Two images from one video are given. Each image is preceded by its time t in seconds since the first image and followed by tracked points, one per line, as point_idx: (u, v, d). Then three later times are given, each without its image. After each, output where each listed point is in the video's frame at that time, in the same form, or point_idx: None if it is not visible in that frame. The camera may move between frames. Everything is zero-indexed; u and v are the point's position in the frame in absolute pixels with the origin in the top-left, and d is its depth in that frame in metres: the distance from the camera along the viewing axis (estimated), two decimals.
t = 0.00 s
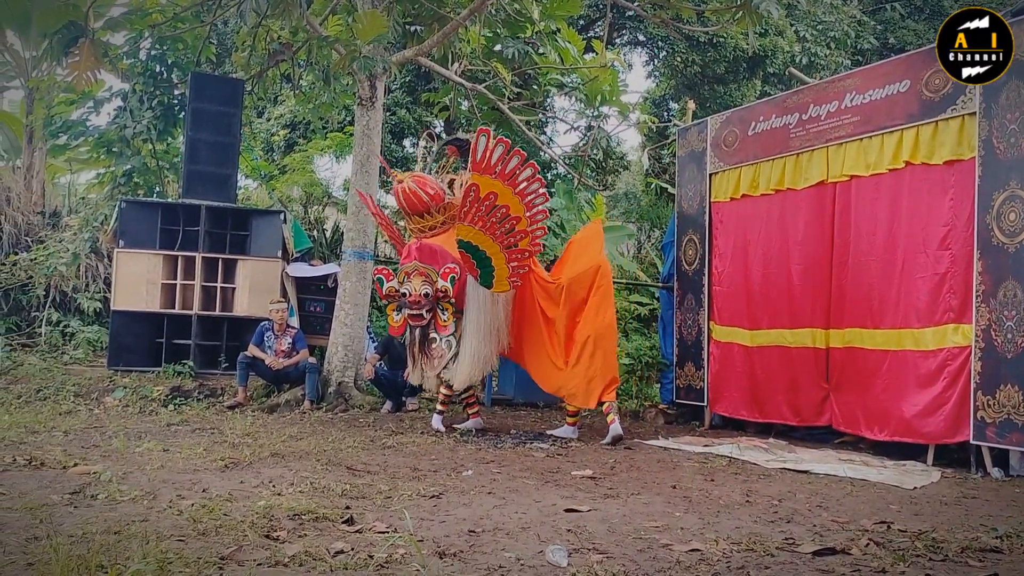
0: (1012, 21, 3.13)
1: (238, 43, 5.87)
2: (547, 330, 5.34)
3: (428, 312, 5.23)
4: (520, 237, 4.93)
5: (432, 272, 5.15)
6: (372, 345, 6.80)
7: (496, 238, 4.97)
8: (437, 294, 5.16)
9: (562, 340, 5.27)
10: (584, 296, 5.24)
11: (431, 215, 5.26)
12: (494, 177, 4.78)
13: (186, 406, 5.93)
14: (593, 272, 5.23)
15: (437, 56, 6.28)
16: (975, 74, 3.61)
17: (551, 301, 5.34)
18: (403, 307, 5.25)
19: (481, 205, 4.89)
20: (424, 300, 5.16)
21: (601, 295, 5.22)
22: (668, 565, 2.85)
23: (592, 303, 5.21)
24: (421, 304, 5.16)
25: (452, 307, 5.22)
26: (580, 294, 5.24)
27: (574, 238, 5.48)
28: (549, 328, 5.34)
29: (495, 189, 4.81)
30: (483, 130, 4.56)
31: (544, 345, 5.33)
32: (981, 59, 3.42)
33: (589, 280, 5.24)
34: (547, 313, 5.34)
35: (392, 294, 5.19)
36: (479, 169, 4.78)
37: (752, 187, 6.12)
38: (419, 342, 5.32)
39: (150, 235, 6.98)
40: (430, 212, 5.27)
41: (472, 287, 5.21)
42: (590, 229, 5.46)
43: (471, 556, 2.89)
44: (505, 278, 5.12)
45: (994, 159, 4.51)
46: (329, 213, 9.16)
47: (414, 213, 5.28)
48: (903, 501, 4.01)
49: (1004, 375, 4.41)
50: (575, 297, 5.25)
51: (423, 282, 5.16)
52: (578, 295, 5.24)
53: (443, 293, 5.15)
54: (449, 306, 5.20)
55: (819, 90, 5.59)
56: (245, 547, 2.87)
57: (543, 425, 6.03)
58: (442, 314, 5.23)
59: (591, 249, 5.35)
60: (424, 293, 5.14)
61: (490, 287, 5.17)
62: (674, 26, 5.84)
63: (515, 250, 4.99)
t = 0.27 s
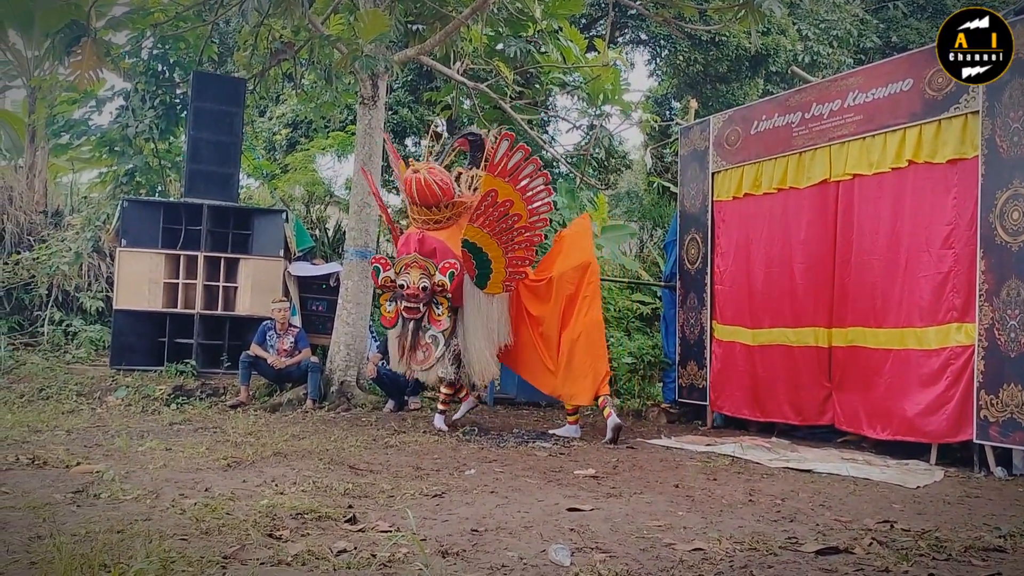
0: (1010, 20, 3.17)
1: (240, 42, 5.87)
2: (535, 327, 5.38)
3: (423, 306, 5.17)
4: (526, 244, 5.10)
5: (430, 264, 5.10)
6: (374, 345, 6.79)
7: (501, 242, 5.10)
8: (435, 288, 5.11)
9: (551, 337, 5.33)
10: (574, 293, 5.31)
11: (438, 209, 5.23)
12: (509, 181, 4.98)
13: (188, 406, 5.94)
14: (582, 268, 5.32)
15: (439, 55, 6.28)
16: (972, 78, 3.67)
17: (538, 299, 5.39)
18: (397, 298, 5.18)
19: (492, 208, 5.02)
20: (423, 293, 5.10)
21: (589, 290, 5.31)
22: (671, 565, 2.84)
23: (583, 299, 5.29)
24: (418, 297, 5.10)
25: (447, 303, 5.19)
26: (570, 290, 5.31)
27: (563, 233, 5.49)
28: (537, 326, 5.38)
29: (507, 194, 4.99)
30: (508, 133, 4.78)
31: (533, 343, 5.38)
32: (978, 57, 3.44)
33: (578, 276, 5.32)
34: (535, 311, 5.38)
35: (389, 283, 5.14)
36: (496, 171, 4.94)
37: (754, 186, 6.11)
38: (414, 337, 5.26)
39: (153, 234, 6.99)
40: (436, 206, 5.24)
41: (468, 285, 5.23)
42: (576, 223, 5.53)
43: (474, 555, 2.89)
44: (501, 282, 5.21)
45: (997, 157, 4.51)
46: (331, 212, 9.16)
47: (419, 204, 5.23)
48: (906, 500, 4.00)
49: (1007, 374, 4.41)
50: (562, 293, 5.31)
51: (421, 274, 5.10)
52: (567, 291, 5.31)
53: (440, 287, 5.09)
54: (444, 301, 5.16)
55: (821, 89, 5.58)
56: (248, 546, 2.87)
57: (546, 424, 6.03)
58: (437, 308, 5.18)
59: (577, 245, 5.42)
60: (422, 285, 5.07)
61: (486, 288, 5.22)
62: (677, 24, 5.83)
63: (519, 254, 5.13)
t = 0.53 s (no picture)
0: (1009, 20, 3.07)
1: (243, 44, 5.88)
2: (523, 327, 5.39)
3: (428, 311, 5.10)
4: (529, 250, 5.24)
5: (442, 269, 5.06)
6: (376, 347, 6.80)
7: (507, 246, 5.26)
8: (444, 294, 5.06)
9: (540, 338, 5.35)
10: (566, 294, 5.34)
11: (446, 213, 5.15)
12: (514, 186, 5.16)
13: (191, 407, 5.95)
14: (575, 271, 5.36)
15: (441, 56, 6.29)
16: (975, 78, 3.52)
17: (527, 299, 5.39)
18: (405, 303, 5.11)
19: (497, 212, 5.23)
20: (436, 298, 5.05)
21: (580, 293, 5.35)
22: (674, 566, 2.84)
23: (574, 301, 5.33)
24: (431, 302, 5.04)
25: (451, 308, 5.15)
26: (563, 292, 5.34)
27: (556, 235, 5.50)
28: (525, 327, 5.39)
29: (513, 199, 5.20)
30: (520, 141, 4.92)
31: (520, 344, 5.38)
32: (979, 60, 3.32)
33: (571, 278, 5.35)
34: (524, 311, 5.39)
35: (400, 287, 5.08)
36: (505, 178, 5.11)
37: (756, 187, 6.11)
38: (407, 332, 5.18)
39: (155, 236, 7.00)
40: (442, 210, 5.14)
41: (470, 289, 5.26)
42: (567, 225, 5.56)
43: (476, 556, 2.89)
44: (503, 287, 5.28)
45: (999, 159, 4.51)
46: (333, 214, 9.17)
47: (426, 208, 5.13)
48: (909, 501, 4.00)
49: (1009, 375, 4.40)
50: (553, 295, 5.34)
51: (431, 279, 5.06)
52: (560, 293, 5.33)
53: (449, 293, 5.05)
54: (450, 307, 5.12)
55: (823, 90, 5.58)
56: (251, 547, 2.88)
57: (548, 425, 6.03)
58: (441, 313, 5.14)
59: (569, 246, 5.45)
60: (435, 290, 5.02)
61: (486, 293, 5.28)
62: (679, 26, 5.84)
63: (523, 261, 5.26)
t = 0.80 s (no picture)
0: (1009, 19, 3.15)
1: (244, 48, 5.89)
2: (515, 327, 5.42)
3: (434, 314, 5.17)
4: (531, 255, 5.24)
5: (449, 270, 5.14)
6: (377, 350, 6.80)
7: (510, 249, 5.22)
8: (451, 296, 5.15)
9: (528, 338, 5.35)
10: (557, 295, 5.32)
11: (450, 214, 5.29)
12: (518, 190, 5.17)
13: (192, 410, 5.95)
14: (566, 272, 5.33)
15: (442, 60, 6.30)
16: (972, 77, 3.62)
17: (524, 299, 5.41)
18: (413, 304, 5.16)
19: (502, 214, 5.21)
20: (446, 298, 5.14)
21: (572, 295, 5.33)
22: (674, 570, 2.84)
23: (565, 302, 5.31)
24: (440, 302, 5.13)
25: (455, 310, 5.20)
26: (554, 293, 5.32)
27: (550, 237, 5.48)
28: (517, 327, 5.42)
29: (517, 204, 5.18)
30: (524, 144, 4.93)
31: (511, 343, 5.40)
32: (979, 60, 3.44)
33: (562, 279, 5.33)
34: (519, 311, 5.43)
35: (409, 289, 5.12)
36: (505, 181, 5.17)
37: (757, 190, 6.11)
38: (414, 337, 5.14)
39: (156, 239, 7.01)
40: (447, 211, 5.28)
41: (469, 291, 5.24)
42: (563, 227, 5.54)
43: (477, 560, 2.89)
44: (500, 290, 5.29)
45: (999, 162, 4.51)
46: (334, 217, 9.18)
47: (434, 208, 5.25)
48: (909, 505, 4.00)
49: (1010, 379, 4.40)
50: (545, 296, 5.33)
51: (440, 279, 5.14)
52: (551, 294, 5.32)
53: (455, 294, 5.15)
54: (456, 309, 5.20)
55: (824, 93, 5.58)
56: (251, 551, 2.88)
57: (548, 429, 6.03)
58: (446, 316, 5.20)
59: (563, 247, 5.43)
60: (445, 290, 5.11)
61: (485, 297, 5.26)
62: (679, 29, 5.84)
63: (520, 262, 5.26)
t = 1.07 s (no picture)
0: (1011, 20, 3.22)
1: (242, 53, 5.90)
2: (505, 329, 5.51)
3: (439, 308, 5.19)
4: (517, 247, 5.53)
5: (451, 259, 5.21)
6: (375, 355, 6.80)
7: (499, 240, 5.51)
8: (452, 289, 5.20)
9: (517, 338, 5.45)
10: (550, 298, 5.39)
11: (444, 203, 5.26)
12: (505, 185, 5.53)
13: (190, 416, 5.95)
14: (558, 276, 5.41)
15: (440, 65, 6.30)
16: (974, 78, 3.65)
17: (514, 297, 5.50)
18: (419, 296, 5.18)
19: (492, 208, 5.53)
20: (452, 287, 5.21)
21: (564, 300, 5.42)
22: None
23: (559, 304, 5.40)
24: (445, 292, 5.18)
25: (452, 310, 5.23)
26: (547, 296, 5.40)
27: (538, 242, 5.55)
28: (507, 326, 5.51)
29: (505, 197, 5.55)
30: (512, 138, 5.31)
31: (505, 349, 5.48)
32: (981, 61, 3.53)
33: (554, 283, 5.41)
34: (508, 311, 5.51)
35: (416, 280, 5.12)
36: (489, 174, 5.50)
37: (754, 195, 6.12)
38: (416, 343, 5.17)
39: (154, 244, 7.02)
40: (439, 201, 5.24)
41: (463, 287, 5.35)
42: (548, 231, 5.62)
43: (475, 566, 2.88)
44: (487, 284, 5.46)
45: (996, 167, 4.51)
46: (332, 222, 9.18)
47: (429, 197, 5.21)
48: (908, 510, 4.00)
49: (1008, 383, 4.40)
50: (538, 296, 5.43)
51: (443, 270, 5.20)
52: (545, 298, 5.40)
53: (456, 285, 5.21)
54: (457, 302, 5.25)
55: (821, 99, 5.59)
56: (248, 557, 2.87)
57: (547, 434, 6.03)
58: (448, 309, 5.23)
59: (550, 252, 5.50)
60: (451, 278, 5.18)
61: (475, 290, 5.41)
62: (677, 34, 5.85)
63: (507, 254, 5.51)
